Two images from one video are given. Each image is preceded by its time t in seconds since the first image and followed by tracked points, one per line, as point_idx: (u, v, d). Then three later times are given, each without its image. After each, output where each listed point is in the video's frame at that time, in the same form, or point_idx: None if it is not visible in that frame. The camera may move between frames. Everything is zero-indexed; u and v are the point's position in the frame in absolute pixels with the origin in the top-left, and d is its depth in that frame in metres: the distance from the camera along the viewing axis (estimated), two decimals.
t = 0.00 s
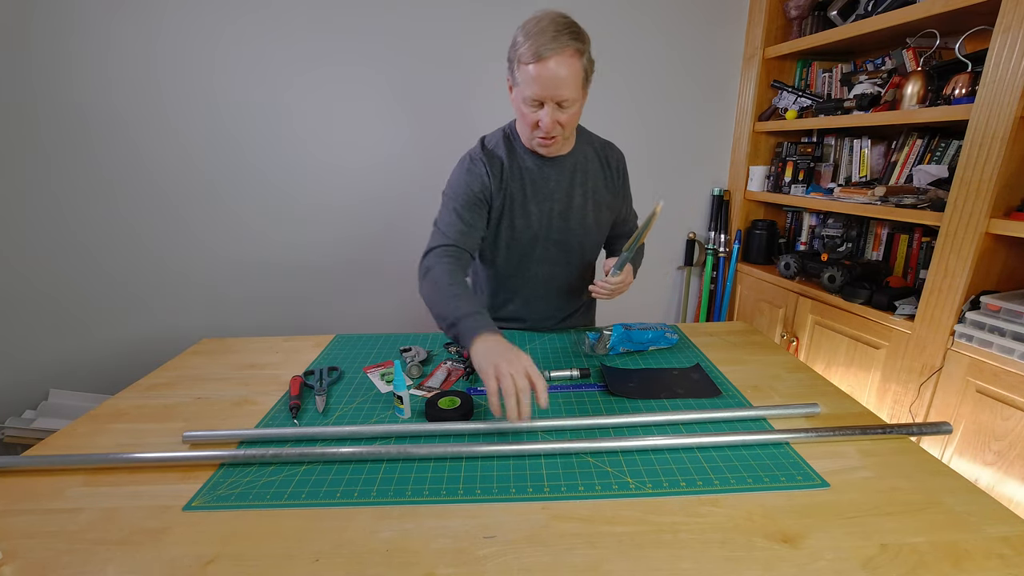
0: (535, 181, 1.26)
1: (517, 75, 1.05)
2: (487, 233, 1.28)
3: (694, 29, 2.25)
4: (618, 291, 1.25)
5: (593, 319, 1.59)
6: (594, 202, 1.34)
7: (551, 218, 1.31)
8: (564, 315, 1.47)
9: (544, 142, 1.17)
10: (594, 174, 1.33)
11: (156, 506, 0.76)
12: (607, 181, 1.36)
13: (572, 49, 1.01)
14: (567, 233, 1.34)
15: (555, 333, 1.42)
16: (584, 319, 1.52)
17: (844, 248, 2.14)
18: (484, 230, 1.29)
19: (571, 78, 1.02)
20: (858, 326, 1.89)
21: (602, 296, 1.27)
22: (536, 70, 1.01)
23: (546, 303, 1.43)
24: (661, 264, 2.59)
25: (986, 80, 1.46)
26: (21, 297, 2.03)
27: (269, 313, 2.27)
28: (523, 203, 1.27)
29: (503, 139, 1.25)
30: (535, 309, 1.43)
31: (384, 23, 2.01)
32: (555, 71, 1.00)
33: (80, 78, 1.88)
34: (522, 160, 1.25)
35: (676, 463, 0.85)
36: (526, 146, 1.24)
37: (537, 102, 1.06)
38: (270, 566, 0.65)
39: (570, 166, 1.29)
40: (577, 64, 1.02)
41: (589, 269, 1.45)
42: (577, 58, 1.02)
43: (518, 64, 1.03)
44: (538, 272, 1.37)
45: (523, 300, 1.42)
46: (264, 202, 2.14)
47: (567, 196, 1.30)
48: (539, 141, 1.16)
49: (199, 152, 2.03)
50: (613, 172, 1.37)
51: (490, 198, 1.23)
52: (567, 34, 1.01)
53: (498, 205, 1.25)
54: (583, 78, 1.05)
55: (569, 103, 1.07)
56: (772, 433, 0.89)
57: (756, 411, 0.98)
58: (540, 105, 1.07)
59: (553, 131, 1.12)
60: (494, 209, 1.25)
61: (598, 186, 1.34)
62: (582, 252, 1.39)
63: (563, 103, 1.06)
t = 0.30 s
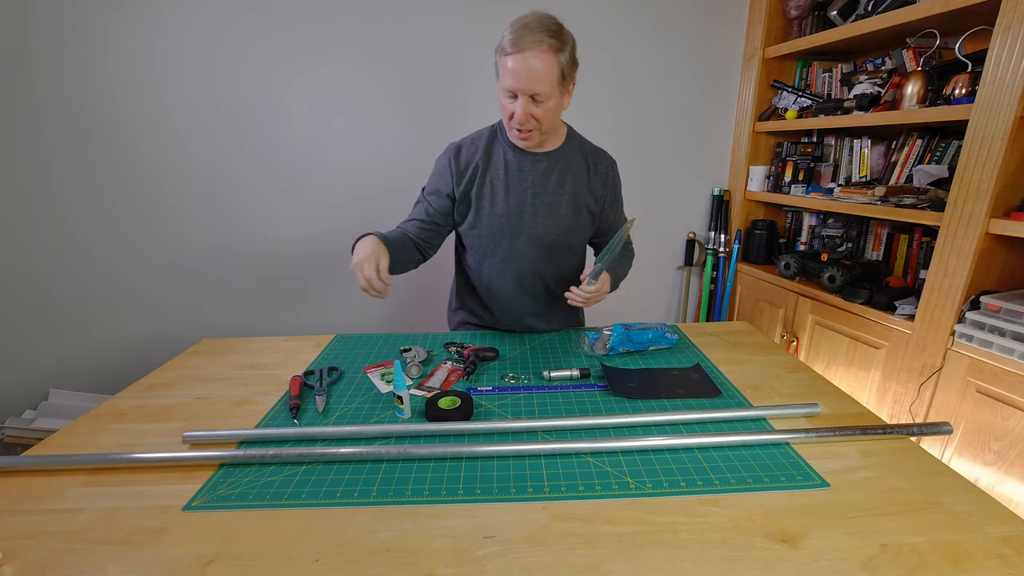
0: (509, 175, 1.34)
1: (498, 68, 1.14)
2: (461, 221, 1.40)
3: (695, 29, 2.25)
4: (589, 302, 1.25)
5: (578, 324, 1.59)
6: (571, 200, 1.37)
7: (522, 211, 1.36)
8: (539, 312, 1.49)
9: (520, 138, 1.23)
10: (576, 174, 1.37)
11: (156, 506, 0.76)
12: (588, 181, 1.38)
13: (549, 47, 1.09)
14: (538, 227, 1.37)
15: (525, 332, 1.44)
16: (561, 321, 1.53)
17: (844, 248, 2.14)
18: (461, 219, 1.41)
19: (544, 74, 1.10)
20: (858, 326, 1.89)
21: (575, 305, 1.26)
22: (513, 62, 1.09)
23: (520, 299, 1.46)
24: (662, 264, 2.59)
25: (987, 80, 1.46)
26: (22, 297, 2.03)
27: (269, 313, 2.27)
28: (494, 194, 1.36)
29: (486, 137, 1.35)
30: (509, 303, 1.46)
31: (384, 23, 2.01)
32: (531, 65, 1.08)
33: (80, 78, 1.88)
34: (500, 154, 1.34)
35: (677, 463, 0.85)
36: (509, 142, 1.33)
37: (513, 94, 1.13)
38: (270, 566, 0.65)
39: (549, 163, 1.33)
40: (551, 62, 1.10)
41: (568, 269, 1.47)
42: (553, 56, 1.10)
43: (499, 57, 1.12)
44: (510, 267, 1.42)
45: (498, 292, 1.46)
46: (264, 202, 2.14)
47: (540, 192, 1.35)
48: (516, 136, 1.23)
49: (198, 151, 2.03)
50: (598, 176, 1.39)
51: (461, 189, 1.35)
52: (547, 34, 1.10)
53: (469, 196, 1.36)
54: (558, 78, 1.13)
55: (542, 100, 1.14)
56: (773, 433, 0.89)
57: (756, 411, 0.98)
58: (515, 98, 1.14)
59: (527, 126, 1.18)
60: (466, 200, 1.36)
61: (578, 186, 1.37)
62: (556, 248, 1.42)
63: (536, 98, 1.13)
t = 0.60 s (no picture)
0: (492, 172, 1.36)
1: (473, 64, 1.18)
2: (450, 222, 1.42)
3: (695, 29, 2.25)
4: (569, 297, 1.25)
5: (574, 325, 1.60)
6: (554, 195, 1.38)
7: (507, 207, 1.38)
8: (527, 309, 1.49)
9: (500, 133, 1.26)
10: (559, 169, 1.38)
11: (156, 506, 0.76)
12: (571, 176, 1.40)
13: (519, 39, 1.13)
14: (523, 222, 1.39)
15: (514, 331, 1.44)
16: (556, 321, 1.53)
17: (844, 248, 2.14)
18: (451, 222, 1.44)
19: (515, 64, 1.13)
20: (858, 326, 1.89)
21: (557, 302, 1.26)
22: (486, 56, 1.14)
23: (507, 295, 1.46)
24: (661, 264, 2.59)
25: (987, 80, 1.46)
26: (22, 297, 2.03)
27: (268, 313, 2.27)
28: (479, 192, 1.37)
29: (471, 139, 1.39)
30: (497, 300, 1.47)
31: (384, 23, 2.01)
32: (502, 56, 1.12)
33: (81, 77, 1.88)
34: (485, 153, 1.36)
35: (677, 463, 0.85)
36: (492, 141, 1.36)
37: (488, 87, 1.17)
38: (270, 566, 0.65)
39: (532, 159, 1.35)
40: (521, 52, 1.14)
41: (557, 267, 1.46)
42: (523, 48, 1.14)
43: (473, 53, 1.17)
44: (499, 267, 1.43)
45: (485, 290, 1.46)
46: (263, 202, 2.14)
47: (524, 188, 1.37)
48: (496, 132, 1.26)
49: (196, 150, 2.03)
50: (582, 171, 1.40)
51: (449, 191, 1.38)
52: (517, 27, 1.14)
53: (456, 196, 1.38)
54: (531, 69, 1.16)
55: (516, 91, 1.17)
56: (773, 433, 0.89)
57: (756, 411, 0.98)
58: (491, 92, 1.18)
59: (504, 119, 1.21)
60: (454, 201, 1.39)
61: (562, 181, 1.39)
62: (542, 244, 1.42)
63: (509, 89, 1.16)
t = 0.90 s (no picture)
0: (491, 173, 1.36)
1: (460, 59, 1.20)
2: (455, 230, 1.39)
3: (695, 29, 2.25)
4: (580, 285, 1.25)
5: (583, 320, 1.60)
6: (554, 190, 1.39)
7: (510, 208, 1.37)
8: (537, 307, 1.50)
9: (494, 126, 1.25)
10: (554, 163, 1.40)
11: (156, 506, 0.76)
12: (567, 168, 1.41)
13: (504, 29, 1.17)
14: (528, 219, 1.39)
15: (528, 332, 1.44)
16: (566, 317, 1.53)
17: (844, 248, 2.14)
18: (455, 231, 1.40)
19: (504, 51, 1.16)
20: (858, 326, 1.89)
21: (566, 292, 1.25)
22: (474, 47, 1.16)
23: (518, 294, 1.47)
24: (661, 263, 2.59)
25: (987, 79, 1.46)
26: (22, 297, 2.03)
27: (268, 313, 2.27)
28: (481, 195, 1.36)
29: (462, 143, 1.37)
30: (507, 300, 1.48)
31: (383, 22, 2.01)
32: (492, 43, 1.15)
33: (80, 77, 1.88)
34: (479, 155, 1.36)
35: (677, 463, 0.85)
36: (484, 141, 1.36)
37: (479, 78, 1.18)
38: (270, 566, 0.65)
39: (526, 156, 1.36)
40: (508, 40, 1.17)
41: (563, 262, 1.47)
42: (509, 36, 1.17)
43: (459, 49, 1.19)
44: (508, 267, 1.44)
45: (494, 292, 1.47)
46: (263, 202, 2.13)
47: (523, 186, 1.37)
48: (489, 126, 1.26)
49: (196, 149, 2.03)
50: (574, 161, 1.42)
51: (450, 197, 1.35)
52: (499, 19, 1.18)
53: (459, 203, 1.36)
54: (518, 56, 1.19)
55: (508, 78, 1.19)
56: (773, 433, 0.89)
57: (756, 411, 0.98)
58: (482, 82, 1.19)
59: (498, 109, 1.22)
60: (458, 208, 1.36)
61: (558, 175, 1.40)
62: (548, 241, 1.42)
63: (501, 76, 1.17)
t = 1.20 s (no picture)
0: (491, 175, 1.37)
1: (466, 55, 1.20)
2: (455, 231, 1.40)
3: (695, 29, 2.25)
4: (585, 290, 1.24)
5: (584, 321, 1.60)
6: (554, 191, 1.40)
7: (510, 209, 1.38)
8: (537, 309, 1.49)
9: (499, 123, 1.25)
10: (554, 164, 1.40)
11: (156, 506, 0.76)
12: (567, 170, 1.41)
13: (511, 25, 1.18)
14: (528, 220, 1.39)
15: (529, 332, 1.44)
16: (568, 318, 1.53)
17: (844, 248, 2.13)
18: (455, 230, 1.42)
19: (510, 46, 1.17)
20: (858, 326, 1.89)
21: (570, 297, 1.25)
22: (480, 42, 1.17)
23: (519, 296, 1.47)
24: (661, 264, 2.59)
25: (987, 79, 1.46)
26: (21, 296, 2.03)
27: (268, 313, 2.27)
28: (481, 197, 1.37)
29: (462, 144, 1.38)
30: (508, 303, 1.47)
31: (383, 22, 2.01)
32: (499, 37, 1.16)
33: (80, 76, 1.88)
34: (479, 155, 1.37)
35: (677, 463, 0.85)
36: (484, 142, 1.36)
37: (485, 72, 1.18)
38: (270, 566, 0.65)
39: (526, 158, 1.37)
40: (514, 36, 1.18)
41: (563, 264, 1.47)
42: (515, 33, 1.19)
43: (464, 45, 1.20)
44: (510, 268, 1.44)
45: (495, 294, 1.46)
46: (263, 202, 2.13)
47: (523, 188, 1.38)
48: (494, 124, 1.25)
49: (196, 149, 2.03)
50: (575, 162, 1.42)
51: (450, 198, 1.37)
52: (505, 15, 1.19)
53: (459, 203, 1.37)
54: (523, 52, 1.21)
55: (513, 73, 1.20)
56: (773, 433, 0.89)
57: (756, 411, 0.98)
58: (488, 77, 1.19)
59: (504, 104, 1.21)
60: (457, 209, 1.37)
61: (558, 176, 1.40)
62: (548, 242, 1.42)
63: (507, 71, 1.18)
